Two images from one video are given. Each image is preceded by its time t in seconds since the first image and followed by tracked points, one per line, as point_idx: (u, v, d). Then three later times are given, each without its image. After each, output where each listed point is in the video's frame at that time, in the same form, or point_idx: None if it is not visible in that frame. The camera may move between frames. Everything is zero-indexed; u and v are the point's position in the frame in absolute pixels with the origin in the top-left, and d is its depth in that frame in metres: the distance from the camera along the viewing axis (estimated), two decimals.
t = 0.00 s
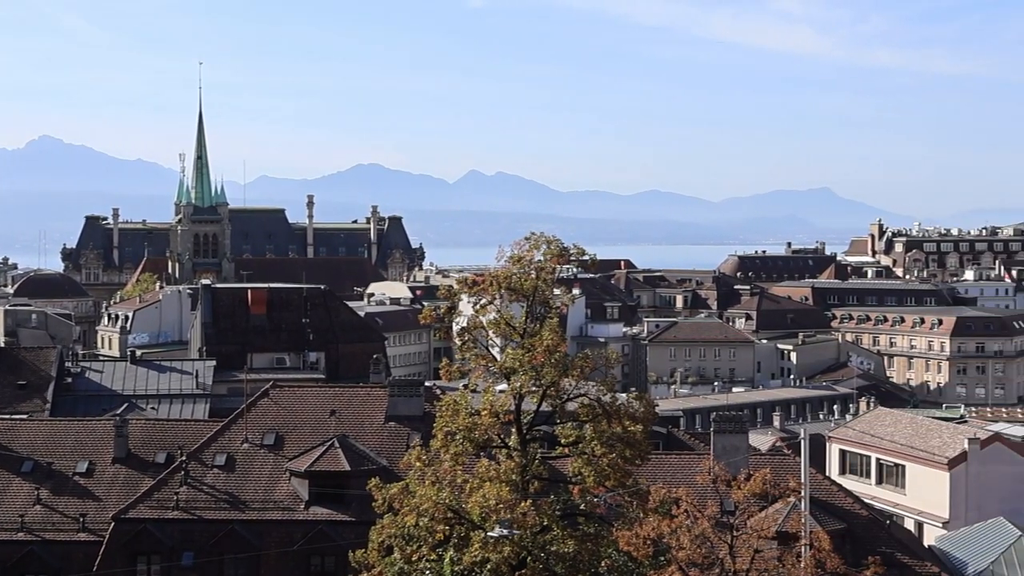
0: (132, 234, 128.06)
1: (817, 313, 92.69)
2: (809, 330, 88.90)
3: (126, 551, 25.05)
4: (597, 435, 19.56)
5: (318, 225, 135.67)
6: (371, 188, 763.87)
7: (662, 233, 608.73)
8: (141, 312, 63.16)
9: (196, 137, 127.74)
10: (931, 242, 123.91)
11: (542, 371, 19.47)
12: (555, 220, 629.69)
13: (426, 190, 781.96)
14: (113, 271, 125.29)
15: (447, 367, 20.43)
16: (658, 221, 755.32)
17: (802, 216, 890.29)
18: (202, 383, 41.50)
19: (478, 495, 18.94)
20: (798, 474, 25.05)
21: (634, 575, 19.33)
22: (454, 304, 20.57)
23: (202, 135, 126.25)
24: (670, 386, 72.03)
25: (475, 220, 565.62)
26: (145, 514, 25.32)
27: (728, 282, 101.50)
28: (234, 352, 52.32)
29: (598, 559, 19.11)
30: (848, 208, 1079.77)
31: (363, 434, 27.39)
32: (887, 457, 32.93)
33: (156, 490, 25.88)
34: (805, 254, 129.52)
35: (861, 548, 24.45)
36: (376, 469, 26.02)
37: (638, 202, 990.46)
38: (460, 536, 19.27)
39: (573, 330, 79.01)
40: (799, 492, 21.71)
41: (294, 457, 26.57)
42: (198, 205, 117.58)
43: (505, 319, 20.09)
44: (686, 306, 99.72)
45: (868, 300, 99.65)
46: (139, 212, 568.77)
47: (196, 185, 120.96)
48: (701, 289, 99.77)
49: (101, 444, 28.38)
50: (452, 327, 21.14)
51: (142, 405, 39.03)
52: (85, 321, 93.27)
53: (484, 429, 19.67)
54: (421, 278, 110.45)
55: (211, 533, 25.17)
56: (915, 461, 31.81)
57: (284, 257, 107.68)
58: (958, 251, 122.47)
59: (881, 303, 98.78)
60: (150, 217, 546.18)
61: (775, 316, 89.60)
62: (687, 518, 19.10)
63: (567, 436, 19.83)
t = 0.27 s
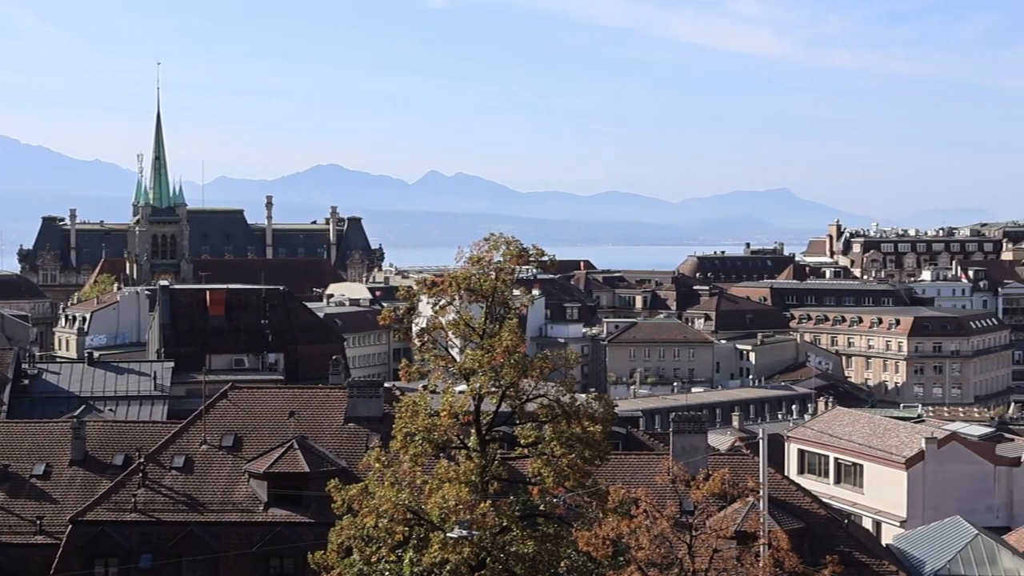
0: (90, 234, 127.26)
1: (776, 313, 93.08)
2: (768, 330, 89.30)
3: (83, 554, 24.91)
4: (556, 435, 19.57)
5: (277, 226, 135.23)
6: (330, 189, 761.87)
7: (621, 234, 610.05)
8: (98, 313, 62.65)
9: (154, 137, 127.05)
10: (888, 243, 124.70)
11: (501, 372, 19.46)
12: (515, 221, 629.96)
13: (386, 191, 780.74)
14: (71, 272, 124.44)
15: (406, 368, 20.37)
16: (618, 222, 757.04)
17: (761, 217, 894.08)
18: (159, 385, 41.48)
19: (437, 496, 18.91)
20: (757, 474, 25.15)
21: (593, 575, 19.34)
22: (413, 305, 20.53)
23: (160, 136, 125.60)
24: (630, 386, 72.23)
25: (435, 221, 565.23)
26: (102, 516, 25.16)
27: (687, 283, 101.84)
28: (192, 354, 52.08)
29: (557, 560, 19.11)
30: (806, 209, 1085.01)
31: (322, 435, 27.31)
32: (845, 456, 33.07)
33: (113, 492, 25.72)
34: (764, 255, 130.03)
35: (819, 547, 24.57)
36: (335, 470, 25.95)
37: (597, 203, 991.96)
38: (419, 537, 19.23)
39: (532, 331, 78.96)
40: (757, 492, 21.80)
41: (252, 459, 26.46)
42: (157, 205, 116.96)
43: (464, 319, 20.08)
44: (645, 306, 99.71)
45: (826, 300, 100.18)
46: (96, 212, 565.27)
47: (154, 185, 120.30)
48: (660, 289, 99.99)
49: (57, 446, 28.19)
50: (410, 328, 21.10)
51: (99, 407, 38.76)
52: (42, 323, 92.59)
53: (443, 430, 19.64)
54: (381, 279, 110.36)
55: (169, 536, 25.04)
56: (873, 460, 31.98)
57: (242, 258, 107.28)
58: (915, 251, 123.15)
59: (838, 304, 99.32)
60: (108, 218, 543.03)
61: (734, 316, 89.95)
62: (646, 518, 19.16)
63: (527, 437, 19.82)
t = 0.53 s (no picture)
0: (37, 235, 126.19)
1: (726, 314, 93.50)
2: (718, 331, 89.71)
3: (31, 558, 24.72)
4: (507, 436, 19.58)
5: (227, 227, 134.57)
6: (280, 189, 758.94)
7: (572, 235, 611.27)
8: (46, 314, 62.06)
9: (102, 137, 126.11)
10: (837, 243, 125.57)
11: (452, 373, 19.45)
12: (466, 222, 629.94)
13: (337, 192, 778.77)
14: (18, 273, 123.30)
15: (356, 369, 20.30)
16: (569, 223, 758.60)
17: (711, 218, 898.08)
18: (108, 387, 41.16)
19: (387, 498, 18.87)
20: (707, 474, 25.25)
21: None
22: (363, 306, 20.47)
23: (109, 136, 124.68)
24: (581, 387, 72.37)
25: (386, 223, 564.32)
26: (49, 519, 24.96)
27: (637, 283, 102.16)
28: (141, 355, 51.76)
29: (507, 561, 19.11)
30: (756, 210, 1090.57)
31: (272, 436, 27.19)
32: (794, 456, 33.26)
33: (61, 495, 25.52)
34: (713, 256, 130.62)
35: (769, 547, 24.68)
36: (285, 472, 25.83)
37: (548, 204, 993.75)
38: (369, 539, 19.18)
39: (483, 332, 79.03)
40: (707, 492, 21.88)
41: (202, 461, 26.31)
42: (105, 206, 116.10)
43: (414, 320, 20.04)
44: (596, 307, 99.91)
45: (775, 301, 100.73)
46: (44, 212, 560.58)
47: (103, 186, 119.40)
48: (610, 290, 100.21)
49: (4, 449, 27.94)
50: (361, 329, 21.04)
51: (48, 409, 38.46)
52: None
53: (394, 431, 19.60)
54: (332, 280, 110.03)
55: (117, 539, 24.86)
56: (822, 460, 32.18)
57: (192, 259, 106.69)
58: (863, 252, 123.99)
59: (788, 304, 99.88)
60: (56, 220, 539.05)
61: (684, 317, 90.30)
62: (596, 518, 19.20)
63: (477, 438, 19.83)
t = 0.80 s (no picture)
0: None
1: (672, 314, 93.78)
2: (665, 332, 90.01)
3: None
4: (453, 437, 19.56)
5: (172, 227, 133.64)
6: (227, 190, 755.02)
7: (520, 236, 611.51)
8: None
9: (46, 138, 124.90)
10: (782, 245, 126.29)
11: (398, 374, 19.42)
12: (413, 223, 628.87)
13: (284, 192, 775.30)
14: None
15: (303, 370, 20.21)
16: (516, 224, 759.40)
17: (658, 219, 901.31)
18: (51, 388, 40.81)
19: (334, 499, 18.82)
20: (653, 475, 25.32)
21: None
22: (309, 307, 20.41)
23: (53, 136, 123.51)
24: (528, 388, 72.43)
25: (333, 223, 562.40)
26: None
27: (585, 284, 102.33)
28: (86, 357, 51.35)
29: (454, 562, 19.08)
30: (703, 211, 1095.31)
31: (217, 438, 27.05)
32: (740, 456, 33.44)
33: (4, 497, 25.31)
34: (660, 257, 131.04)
35: (715, 546, 24.75)
36: (231, 474, 25.72)
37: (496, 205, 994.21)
38: (316, 540, 19.11)
39: (430, 332, 79.00)
40: (653, 492, 21.92)
41: (147, 463, 26.14)
42: (49, 207, 114.98)
43: (361, 321, 20.00)
44: (543, 308, 99.74)
45: (722, 301, 101.14)
46: None
47: (47, 187, 118.27)
48: (557, 291, 100.35)
49: None
50: (308, 329, 20.95)
51: None
52: None
53: (340, 432, 19.56)
54: (279, 281, 109.47)
55: (61, 541, 24.63)
56: (768, 460, 32.39)
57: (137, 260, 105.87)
58: (809, 254, 124.79)
59: (734, 305, 100.35)
60: None
61: (631, 317, 90.55)
62: (543, 519, 19.21)
63: (424, 439, 19.81)
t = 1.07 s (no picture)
0: None
1: (627, 315, 93.88)
2: (620, 333, 90.19)
3: None
4: (409, 438, 19.55)
5: (125, 228, 132.73)
6: (182, 190, 751.09)
7: (476, 237, 611.30)
8: None
9: None
10: (737, 246, 126.68)
11: (353, 375, 19.37)
12: (369, 224, 627.48)
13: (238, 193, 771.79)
14: None
15: (257, 372, 20.15)
16: (472, 225, 759.07)
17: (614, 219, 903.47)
18: (2, 390, 40.42)
19: (289, 501, 18.77)
20: (609, 475, 25.39)
21: None
22: (264, 308, 20.34)
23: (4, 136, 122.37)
24: (484, 389, 72.43)
25: (288, 224, 560.35)
26: None
27: (540, 285, 102.39)
28: (38, 359, 50.93)
29: (409, 563, 19.05)
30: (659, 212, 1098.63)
31: (171, 440, 26.92)
32: (695, 456, 33.57)
33: None
34: (615, 257, 131.28)
35: (670, 546, 24.82)
36: (185, 476, 25.59)
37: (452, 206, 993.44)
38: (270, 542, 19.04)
39: (385, 333, 78.89)
40: (609, 493, 21.97)
41: (100, 465, 25.98)
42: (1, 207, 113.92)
43: (315, 322, 19.95)
44: (499, 309, 99.81)
45: (677, 303, 101.33)
46: None
47: None
48: (513, 292, 100.38)
49: None
50: (262, 331, 20.88)
51: None
52: None
53: (295, 434, 19.50)
54: (233, 282, 109.00)
55: (13, 545, 24.41)
56: (723, 460, 32.53)
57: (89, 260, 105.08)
58: (763, 254, 125.41)
59: (689, 306, 100.60)
60: None
61: (587, 318, 90.69)
62: (499, 519, 19.22)
63: (379, 440, 19.79)
